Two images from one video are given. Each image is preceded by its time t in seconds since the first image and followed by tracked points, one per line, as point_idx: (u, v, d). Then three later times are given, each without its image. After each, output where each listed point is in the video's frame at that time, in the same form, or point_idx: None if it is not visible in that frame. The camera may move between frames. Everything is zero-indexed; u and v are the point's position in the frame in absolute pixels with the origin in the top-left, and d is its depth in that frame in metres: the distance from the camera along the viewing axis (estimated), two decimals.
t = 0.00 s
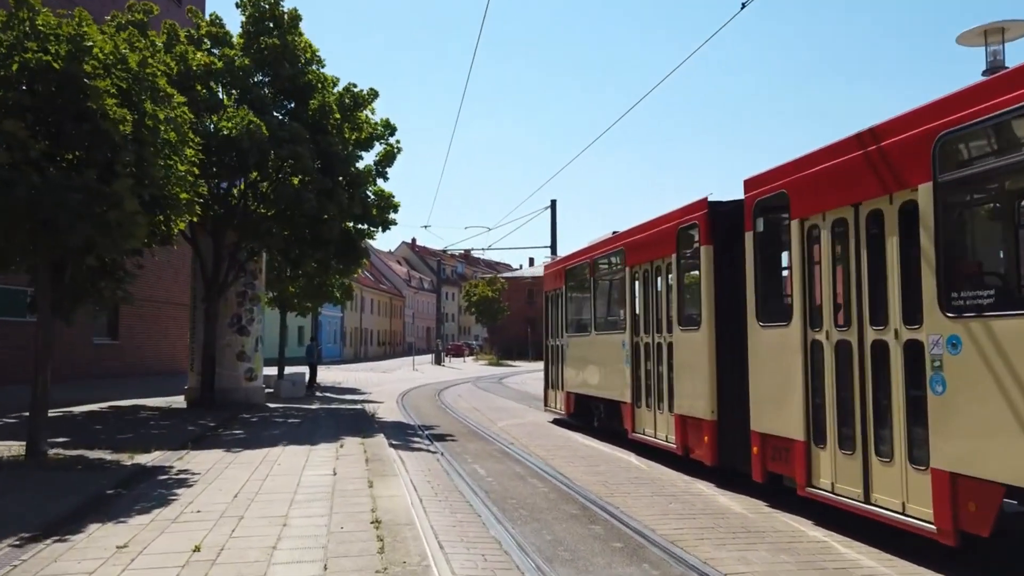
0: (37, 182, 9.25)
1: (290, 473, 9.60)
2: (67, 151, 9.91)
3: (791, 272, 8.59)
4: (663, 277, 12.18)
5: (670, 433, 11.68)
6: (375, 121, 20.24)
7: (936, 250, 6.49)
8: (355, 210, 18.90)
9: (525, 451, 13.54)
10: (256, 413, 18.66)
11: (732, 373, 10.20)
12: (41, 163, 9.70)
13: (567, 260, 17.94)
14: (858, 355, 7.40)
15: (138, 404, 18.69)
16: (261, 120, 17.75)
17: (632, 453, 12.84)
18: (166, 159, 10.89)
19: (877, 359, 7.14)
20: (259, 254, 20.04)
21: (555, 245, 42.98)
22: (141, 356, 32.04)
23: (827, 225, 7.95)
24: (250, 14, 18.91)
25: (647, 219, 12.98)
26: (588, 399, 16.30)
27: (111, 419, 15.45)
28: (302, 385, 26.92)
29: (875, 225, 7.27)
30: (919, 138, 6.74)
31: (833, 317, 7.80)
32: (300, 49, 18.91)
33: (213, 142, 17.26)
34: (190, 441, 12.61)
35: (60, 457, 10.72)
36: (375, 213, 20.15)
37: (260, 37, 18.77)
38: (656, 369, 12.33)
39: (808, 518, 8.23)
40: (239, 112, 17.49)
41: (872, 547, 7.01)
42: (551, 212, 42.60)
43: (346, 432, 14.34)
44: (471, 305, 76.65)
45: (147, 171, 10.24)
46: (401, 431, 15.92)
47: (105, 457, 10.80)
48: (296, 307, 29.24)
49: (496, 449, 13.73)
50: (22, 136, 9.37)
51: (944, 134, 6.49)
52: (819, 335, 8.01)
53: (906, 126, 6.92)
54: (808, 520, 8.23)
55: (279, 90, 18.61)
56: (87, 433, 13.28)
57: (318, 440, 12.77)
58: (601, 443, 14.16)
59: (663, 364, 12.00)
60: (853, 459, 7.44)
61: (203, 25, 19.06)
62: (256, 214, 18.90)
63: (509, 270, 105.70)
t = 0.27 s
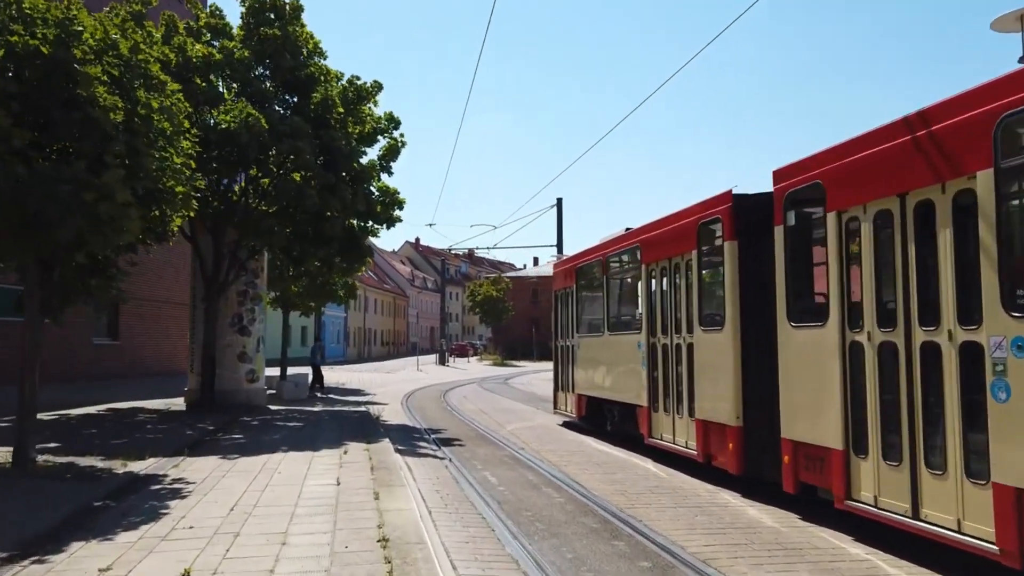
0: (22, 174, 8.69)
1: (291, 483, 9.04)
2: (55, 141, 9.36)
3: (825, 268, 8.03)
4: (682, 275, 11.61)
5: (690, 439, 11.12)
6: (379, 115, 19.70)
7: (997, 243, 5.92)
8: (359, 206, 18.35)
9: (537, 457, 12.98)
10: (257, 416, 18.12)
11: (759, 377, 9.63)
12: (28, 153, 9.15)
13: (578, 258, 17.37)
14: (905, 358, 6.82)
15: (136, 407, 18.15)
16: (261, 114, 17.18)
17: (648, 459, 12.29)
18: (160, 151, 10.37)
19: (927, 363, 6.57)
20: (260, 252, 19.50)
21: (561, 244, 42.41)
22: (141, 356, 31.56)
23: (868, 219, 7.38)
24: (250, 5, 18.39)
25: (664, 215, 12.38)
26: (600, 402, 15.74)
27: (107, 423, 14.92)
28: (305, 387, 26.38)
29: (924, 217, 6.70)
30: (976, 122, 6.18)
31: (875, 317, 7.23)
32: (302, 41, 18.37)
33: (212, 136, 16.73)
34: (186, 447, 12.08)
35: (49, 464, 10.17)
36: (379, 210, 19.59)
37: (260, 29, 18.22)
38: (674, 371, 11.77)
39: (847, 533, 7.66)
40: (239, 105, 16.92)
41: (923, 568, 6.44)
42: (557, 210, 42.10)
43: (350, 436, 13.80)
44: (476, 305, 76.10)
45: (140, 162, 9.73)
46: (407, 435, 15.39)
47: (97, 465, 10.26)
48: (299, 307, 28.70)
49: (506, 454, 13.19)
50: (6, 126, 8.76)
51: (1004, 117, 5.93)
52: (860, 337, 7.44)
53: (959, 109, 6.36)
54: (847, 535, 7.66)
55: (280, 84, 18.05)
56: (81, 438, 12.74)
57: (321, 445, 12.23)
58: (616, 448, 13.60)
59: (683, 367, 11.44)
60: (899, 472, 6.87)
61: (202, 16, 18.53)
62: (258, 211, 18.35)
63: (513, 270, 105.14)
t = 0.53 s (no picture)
0: (9, 162, 8.20)
1: (295, 490, 8.52)
2: (44, 126, 8.85)
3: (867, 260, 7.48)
4: (705, 270, 11.06)
5: (714, 443, 10.58)
6: (384, 109, 19.19)
7: None
8: (364, 201, 17.82)
9: (551, 460, 12.44)
10: (260, 417, 17.61)
11: (790, 378, 9.11)
12: (16, 138, 8.64)
13: (590, 254, 16.83)
14: (960, 356, 6.29)
15: (136, 408, 17.66)
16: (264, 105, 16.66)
17: (668, 463, 11.74)
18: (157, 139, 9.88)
19: (987, 362, 6.04)
20: (263, 248, 18.99)
21: (568, 242, 41.93)
22: (142, 356, 31.08)
23: (918, 206, 6.84)
24: None
25: (685, 207, 11.81)
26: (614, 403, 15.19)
27: (104, 424, 14.41)
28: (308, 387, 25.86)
29: (983, 204, 6.16)
30: None
31: (926, 312, 6.67)
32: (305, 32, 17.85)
33: (213, 128, 16.23)
34: (185, 450, 11.56)
35: (39, 469, 9.65)
36: (384, 206, 19.06)
37: (263, 18, 17.70)
38: (696, 371, 11.22)
39: (892, 545, 7.12)
40: (240, 96, 16.40)
41: None
42: (564, 208, 41.68)
43: (356, 438, 13.28)
44: (480, 305, 75.58)
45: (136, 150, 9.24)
46: (414, 437, 14.87)
47: (89, 470, 9.73)
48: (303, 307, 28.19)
49: (518, 458, 12.65)
50: None
51: None
52: (908, 334, 6.90)
53: None
54: (893, 548, 7.11)
55: (283, 75, 17.55)
56: (75, 441, 12.20)
57: (326, 448, 11.70)
58: (632, 451, 13.06)
59: (705, 367, 10.90)
60: (953, 480, 6.34)
61: (203, 6, 18.02)
62: (260, 206, 17.83)
63: (518, 269, 104.66)
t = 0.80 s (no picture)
0: None
1: (297, 502, 7.98)
2: (29, 113, 8.29)
3: (915, 257, 6.92)
4: (729, 269, 10.47)
5: (739, 451, 10.02)
6: (390, 104, 18.60)
7: None
8: (368, 199, 17.25)
9: (564, 468, 11.89)
10: (262, 420, 17.08)
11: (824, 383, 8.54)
12: None
13: (602, 252, 16.23)
14: None
15: (133, 411, 17.14)
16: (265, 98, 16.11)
17: (688, 471, 11.17)
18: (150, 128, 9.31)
19: None
20: (265, 246, 18.46)
21: (574, 241, 41.37)
22: (142, 357, 30.59)
23: (976, 198, 6.26)
24: None
25: (708, 203, 11.18)
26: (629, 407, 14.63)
27: (99, 429, 13.88)
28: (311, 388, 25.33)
29: None
30: None
31: (985, 313, 6.10)
32: (308, 24, 17.30)
33: (213, 122, 15.69)
34: (181, 457, 11.02)
35: (26, 478, 9.11)
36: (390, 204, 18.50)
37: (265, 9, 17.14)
38: (719, 375, 10.65)
39: (944, 566, 6.56)
40: (241, 88, 15.85)
41: None
42: (570, 206, 41.15)
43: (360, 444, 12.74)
44: (485, 304, 75.02)
45: (126, 140, 8.68)
46: (421, 442, 14.33)
47: (79, 480, 9.19)
48: (306, 307, 27.65)
49: (530, 465, 12.09)
50: None
51: None
52: (963, 337, 6.33)
53: None
54: (944, 569, 6.55)
55: (285, 68, 17.00)
56: (66, 448, 11.66)
57: (329, 455, 11.16)
58: (649, 458, 12.49)
59: (729, 371, 10.34)
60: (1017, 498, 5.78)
61: None
62: (262, 203, 17.29)
63: (522, 269, 104.10)
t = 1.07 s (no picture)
0: None
1: (297, 512, 7.41)
2: (10, 94, 7.74)
3: (971, 247, 6.33)
4: (756, 261, 9.86)
5: (768, 455, 9.43)
6: (394, 95, 18.03)
7: None
8: (372, 191, 16.69)
9: (579, 472, 11.31)
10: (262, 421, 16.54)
11: (863, 384, 7.95)
12: None
13: (614, 247, 15.64)
14: None
15: (130, 411, 16.59)
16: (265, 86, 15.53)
17: (710, 476, 10.59)
18: (140, 114, 8.69)
19: None
20: (266, 241, 17.89)
21: (580, 238, 40.74)
22: (141, 355, 30.11)
23: None
24: None
25: (732, 192, 10.54)
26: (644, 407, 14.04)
27: (92, 430, 13.34)
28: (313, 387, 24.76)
29: None
30: None
31: None
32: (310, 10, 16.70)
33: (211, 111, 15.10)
34: (175, 461, 10.47)
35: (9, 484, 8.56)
36: (395, 198, 17.93)
37: None
38: (744, 374, 10.06)
39: None
40: (240, 76, 15.27)
41: None
42: (576, 202, 40.57)
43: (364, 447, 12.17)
44: (489, 302, 74.39)
45: (117, 125, 8.09)
46: (427, 443, 13.77)
47: (66, 486, 8.63)
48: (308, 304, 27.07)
49: (543, 469, 11.52)
50: None
51: None
52: None
53: None
54: None
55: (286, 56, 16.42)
56: (55, 451, 11.09)
57: (331, 459, 10.59)
58: (666, 462, 11.90)
59: (756, 370, 9.73)
60: None
61: None
62: (262, 196, 16.71)
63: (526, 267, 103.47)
